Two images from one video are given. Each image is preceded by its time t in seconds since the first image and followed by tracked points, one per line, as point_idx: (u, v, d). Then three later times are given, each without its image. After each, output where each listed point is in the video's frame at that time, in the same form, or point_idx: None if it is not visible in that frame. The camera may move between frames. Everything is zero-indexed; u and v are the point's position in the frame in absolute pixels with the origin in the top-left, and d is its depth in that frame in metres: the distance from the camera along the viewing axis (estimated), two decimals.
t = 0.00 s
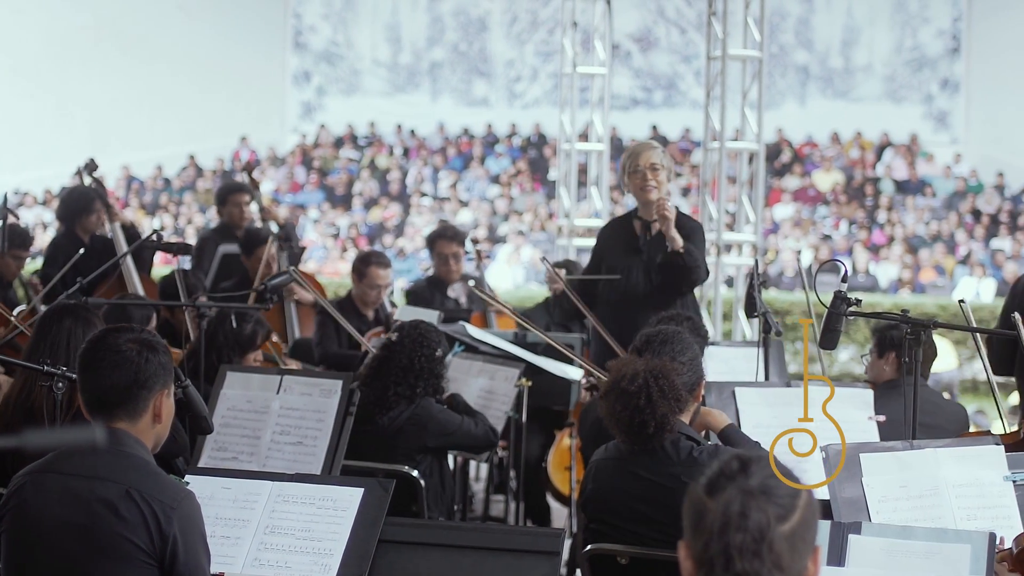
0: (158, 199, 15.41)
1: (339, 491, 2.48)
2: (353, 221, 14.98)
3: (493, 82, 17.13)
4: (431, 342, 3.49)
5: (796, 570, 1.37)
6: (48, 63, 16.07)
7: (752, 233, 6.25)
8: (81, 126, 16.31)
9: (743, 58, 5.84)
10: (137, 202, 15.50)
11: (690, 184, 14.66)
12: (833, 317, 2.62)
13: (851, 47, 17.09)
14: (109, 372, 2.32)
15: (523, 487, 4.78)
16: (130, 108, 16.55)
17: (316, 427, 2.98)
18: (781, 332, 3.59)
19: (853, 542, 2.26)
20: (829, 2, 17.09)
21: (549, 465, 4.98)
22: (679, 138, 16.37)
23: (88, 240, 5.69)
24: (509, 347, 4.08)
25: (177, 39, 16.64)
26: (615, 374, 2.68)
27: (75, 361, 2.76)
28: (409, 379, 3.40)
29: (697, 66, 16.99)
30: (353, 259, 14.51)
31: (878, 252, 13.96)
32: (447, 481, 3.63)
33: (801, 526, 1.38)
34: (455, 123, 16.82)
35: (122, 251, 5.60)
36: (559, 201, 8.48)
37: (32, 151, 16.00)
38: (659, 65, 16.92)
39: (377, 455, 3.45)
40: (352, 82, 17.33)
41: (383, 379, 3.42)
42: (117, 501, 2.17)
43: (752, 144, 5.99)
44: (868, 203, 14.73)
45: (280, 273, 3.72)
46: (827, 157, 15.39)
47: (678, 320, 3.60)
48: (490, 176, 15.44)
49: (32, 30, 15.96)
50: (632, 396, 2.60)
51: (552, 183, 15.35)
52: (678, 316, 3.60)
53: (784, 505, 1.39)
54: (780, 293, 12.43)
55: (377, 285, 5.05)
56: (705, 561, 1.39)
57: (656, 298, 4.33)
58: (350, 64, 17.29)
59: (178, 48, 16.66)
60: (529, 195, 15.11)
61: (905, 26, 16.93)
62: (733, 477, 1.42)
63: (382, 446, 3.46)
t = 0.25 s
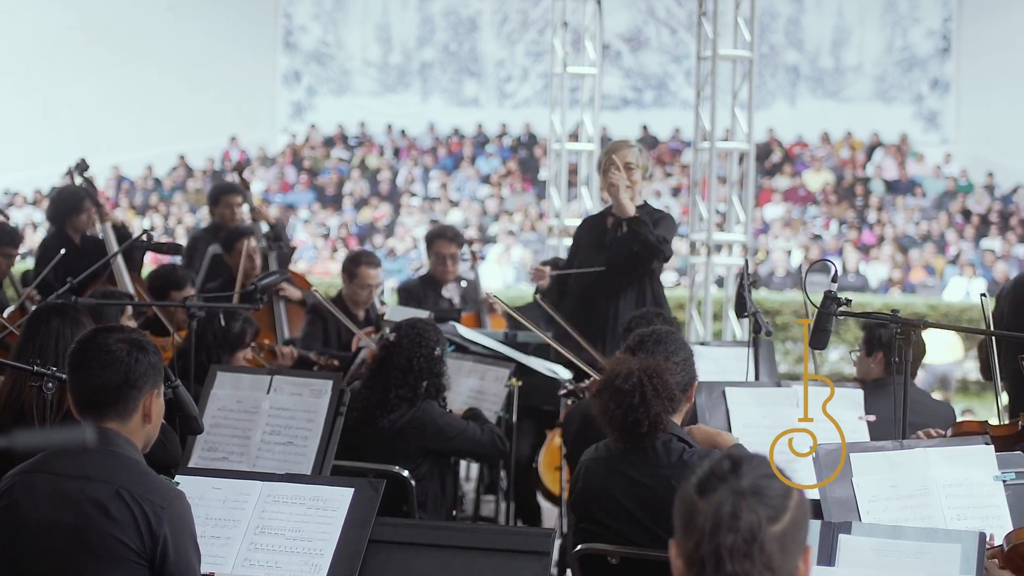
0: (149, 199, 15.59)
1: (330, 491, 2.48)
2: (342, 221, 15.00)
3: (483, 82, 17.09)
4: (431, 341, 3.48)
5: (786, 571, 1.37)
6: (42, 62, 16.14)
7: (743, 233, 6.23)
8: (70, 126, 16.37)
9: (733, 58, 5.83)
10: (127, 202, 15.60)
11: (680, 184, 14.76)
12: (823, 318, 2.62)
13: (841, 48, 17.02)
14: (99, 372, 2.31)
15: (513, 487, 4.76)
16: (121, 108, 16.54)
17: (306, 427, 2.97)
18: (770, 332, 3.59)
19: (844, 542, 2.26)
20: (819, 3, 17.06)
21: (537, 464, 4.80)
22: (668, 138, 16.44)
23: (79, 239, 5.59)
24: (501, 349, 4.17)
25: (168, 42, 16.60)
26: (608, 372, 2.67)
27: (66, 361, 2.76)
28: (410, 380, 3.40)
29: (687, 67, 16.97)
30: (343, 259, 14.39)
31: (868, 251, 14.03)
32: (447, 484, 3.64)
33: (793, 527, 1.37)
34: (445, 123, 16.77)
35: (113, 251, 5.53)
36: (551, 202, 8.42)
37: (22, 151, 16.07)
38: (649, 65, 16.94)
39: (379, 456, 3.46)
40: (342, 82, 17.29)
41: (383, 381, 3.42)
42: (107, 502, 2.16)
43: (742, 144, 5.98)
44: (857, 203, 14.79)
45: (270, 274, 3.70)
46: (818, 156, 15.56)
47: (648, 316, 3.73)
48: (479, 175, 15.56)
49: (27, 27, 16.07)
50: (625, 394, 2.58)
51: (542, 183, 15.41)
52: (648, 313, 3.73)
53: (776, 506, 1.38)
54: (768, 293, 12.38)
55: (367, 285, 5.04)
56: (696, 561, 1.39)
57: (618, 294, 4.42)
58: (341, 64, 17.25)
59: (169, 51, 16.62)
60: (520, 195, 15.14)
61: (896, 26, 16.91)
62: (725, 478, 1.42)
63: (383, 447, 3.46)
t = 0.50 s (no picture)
0: (141, 199, 15.51)
1: (322, 492, 2.47)
2: (335, 221, 14.96)
3: (475, 82, 17.02)
4: (424, 342, 3.51)
5: (781, 570, 1.37)
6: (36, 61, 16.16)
7: (735, 233, 6.22)
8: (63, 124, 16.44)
9: (725, 58, 5.82)
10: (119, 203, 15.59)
11: (671, 184, 14.82)
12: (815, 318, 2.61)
13: (833, 47, 16.98)
14: (91, 372, 2.31)
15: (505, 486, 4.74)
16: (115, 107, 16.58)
17: (298, 427, 2.97)
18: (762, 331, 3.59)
19: (835, 542, 2.26)
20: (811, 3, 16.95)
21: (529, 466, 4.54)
22: (660, 138, 16.48)
23: (72, 240, 5.58)
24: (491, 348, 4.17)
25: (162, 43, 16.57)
26: (611, 369, 2.67)
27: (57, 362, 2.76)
28: (401, 381, 3.43)
29: (678, 67, 16.95)
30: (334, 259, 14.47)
31: (859, 252, 14.10)
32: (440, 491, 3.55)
33: (789, 527, 1.38)
34: (437, 123, 16.77)
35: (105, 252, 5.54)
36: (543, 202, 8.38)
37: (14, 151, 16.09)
38: (641, 65, 16.94)
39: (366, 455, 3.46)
40: (335, 82, 17.14)
41: (376, 382, 3.44)
42: (99, 502, 2.15)
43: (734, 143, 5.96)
44: (849, 203, 14.77)
45: (263, 274, 3.70)
46: (809, 156, 15.51)
47: (640, 319, 3.46)
48: (471, 176, 15.57)
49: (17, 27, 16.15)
50: (626, 392, 2.58)
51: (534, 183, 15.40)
52: (640, 316, 3.47)
53: (772, 506, 1.39)
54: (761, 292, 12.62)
55: (359, 284, 5.00)
56: (692, 560, 1.39)
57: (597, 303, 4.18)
58: (332, 64, 17.13)
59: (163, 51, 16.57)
60: (511, 194, 15.18)
61: (887, 25, 16.97)
62: (721, 478, 1.42)
63: (371, 447, 3.45)
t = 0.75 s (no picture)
0: (132, 200, 15.46)
1: (313, 492, 2.48)
2: (327, 221, 14.89)
3: (466, 82, 17.47)
4: (406, 342, 3.50)
5: (778, 572, 1.38)
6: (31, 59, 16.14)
7: (726, 233, 6.23)
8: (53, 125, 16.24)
9: (716, 59, 5.84)
10: (109, 203, 15.41)
11: (663, 184, 14.81)
12: (806, 318, 2.61)
13: (824, 48, 17.24)
14: (82, 373, 2.29)
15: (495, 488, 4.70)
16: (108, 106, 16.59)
17: (289, 428, 2.97)
18: (753, 331, 3.59)
19: (827, 543, 2.26)
20: (802, 4, 17.29)
21: (520, 466, 4.50)
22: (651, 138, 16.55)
23: (63, 240, 5.56)
24: (483, 348, 4.13)
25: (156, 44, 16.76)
26: (619, 366, 2.62)
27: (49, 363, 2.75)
28: (383, 381, 3.40)
29: (669, 67, 17.17)
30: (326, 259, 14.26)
31: (851, 252, 14.04)
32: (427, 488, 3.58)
33: (787, 529, 1.38)
34: (429, 123, 17.17)
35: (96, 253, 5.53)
36: (534, 202, 8.37)
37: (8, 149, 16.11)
38: (633, 65, 17.14)
39: (349, 455, 3.44)
40: (326, 82, 17.54)
41: (360, 382, 3.42)
42: (91, 502, 2.14)
43: (726, 144, 5.96)
44: (840, 202, 14.91)
45: (254, 274, 3.72)
46: (800, 156, 15.57)
47: (639, 319, 3.40)
48: (462, 176, 15.58)
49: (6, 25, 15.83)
50: (631, 393, 2.53)
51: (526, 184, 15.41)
52: (640, 315, 3.40)
53: (770, 507, 1.39)
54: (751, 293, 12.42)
55: (350, 282, 5.03)
56: (688, 560, 1.39)
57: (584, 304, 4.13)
58: (324, 64, 17.51)
59: (157, 49, 16.78)
60: (503, 195, 15.18)
61: (878, 26, 17.10)
62: (721, 477, 1.42)
63: (354, 447, 3.44)
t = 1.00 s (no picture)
0: (121, 200, 15.64)
1: (302, 492, 2.47)
2: (315, 221, 15.02)
3: (455, 83, 17.15)
4: (367, 336, 3.38)
5: (773, 572, 1.38)
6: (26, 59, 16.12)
7: (715, 233, 6.23)
8: (42, 126, 16.32)
9: (705, 59, 5.83)
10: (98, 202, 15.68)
11: (651, 184, 14.89)
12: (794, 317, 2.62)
13: (813, 47, 17.18)
14: (70, 373, 2.28)
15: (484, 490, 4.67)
16: (98, 109, 16.54)
17: (277, 428, 2.96)
18: (741, 331, 3.59)
19: (816, 542, 2.26)
20: (791, 5, 17.21)
21: (509, 466, 4.54)
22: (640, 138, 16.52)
23: (52, 240, 5.54)
24: (471, 348, 4.07)
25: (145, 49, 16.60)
26: (618, 366, 2.56)
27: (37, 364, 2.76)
28: (349, 377, 3.30)
29: (658, 67, 17.02)
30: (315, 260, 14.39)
31: (840, 252, 14.08)
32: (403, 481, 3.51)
33: (782, 529, 1.38)
34: (418, 123, 16.85)
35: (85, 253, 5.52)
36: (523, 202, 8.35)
37: None
38: (622, 65, 16.98)
39: (327, 454, 3.34)
40: (315, 82, 17.20)
41: (326, 381, 3.32)
42: (79, 503, 2.13)
43: (714, 144, 5.96)
44: (829, 203, 14.87)
45: (243, 274, 3.72)
46: (788, 157, 15.61)
47: (635, 320, 3.39)
48: (451, 176, 15.54)
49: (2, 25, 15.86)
50: (629, 394, 2.47)
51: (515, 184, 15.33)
52: (636, 316, 3.39)
53: (765, 507, 1.39)
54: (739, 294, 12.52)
55: (339, 281, 5.01)
56: (683, 558, 1.39)
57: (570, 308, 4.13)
58: (313, 64, 17.16)
59: (146, 53, 16.61)
60: (492, 195, 15.10)
61: (867, 25, 17.05)
62: (717, 476, 1.42)
63: (335, 445, 3.34)
